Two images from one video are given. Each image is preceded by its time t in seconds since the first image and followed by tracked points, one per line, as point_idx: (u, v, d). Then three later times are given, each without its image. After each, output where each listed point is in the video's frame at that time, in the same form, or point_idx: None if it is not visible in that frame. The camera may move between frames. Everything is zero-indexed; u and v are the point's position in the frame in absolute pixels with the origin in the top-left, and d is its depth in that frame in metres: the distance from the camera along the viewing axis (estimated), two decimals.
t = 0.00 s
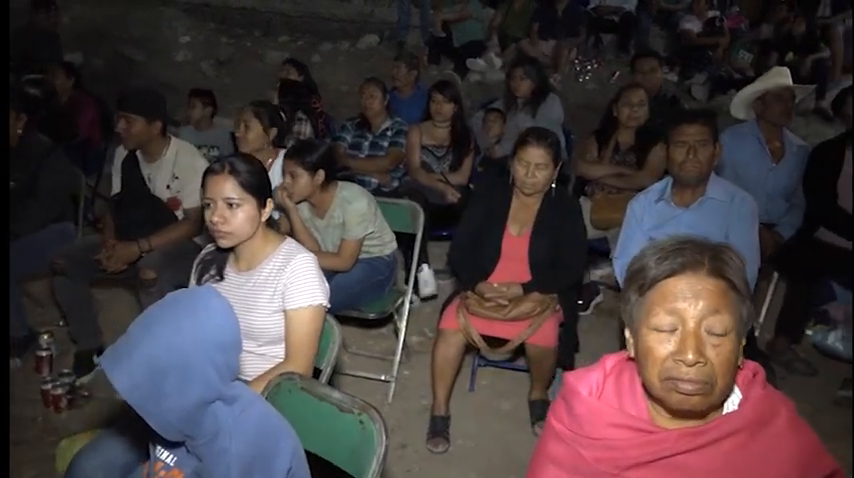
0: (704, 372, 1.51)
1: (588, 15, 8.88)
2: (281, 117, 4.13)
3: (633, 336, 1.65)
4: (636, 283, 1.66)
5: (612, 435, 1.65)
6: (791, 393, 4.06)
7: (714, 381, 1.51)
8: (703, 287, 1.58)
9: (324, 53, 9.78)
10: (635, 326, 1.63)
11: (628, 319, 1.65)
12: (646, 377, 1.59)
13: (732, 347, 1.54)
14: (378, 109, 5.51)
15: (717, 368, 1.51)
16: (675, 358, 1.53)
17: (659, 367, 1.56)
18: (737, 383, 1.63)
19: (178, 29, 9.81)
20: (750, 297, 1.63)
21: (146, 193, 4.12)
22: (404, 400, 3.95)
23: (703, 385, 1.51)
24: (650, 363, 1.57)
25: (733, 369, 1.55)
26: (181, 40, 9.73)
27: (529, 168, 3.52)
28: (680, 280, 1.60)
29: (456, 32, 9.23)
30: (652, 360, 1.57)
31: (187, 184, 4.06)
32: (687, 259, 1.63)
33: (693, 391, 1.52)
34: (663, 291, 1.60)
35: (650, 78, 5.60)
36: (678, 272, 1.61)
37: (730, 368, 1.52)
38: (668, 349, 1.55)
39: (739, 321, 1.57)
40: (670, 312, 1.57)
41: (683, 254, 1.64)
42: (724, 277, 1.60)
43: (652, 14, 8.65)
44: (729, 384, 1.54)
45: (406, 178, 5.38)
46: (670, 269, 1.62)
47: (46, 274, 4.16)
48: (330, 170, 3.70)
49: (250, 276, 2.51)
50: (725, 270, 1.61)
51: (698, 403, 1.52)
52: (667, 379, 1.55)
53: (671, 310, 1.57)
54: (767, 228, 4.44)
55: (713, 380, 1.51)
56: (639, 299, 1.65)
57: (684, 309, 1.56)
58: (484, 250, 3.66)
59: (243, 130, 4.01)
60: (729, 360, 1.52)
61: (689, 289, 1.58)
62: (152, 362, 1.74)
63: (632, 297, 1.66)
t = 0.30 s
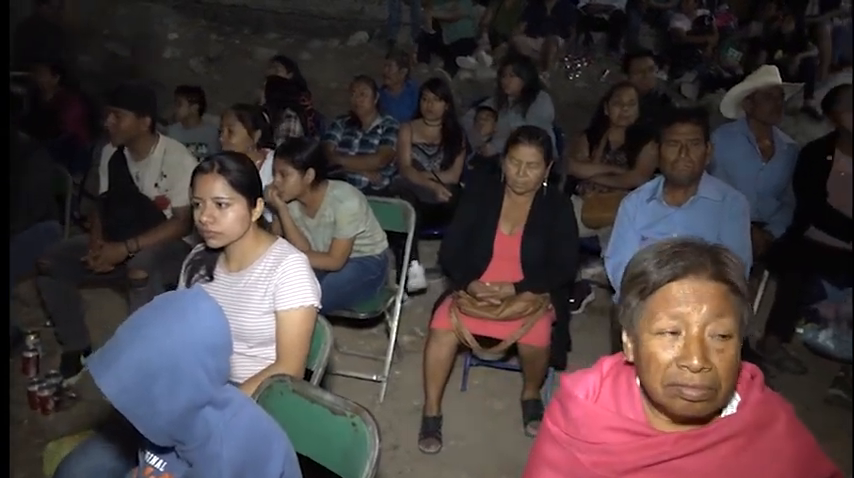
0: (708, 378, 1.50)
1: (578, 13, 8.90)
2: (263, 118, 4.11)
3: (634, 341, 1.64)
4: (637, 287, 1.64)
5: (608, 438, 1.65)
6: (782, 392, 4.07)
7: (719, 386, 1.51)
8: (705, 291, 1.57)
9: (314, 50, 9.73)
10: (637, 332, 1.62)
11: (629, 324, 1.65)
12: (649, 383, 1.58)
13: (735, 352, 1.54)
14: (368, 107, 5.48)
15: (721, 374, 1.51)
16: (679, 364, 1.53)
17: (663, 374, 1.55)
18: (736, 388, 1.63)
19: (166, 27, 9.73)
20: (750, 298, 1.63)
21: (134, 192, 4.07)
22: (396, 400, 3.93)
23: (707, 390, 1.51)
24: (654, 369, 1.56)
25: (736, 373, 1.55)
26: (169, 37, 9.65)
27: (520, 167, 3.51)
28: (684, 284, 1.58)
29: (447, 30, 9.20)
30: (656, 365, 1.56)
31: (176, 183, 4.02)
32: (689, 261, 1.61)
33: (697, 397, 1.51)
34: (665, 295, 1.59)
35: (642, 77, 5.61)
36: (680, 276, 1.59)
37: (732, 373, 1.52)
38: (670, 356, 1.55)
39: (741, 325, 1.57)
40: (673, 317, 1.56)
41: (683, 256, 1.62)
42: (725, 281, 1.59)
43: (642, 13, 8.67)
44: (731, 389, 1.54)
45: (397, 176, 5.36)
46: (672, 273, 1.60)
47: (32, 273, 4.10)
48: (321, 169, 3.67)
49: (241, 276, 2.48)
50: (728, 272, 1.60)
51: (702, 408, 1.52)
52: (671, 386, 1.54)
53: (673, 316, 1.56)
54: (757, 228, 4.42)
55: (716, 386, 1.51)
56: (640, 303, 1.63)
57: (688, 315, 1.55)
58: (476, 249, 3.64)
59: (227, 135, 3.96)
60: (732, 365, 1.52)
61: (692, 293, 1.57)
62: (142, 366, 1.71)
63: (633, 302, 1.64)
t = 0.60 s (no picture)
0: (721, 388, 1.48)
1: (572, 13, 8.90)
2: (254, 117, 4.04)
3: (638, 350, 1.63)
4: (643, 294, 1.62)
5: (606, 447, 1.67)
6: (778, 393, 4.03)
7: (732, 397, 1.48)
8: (715, 298, 1.55)
9: (308, 48, 9.68)
10: (642, 340, 1.60)
11: (633, 331, 1.63)
12: (657, 393, 1.56)
13: (746, 361, 1.51)
14: (361, 105, 5.42)
15: (732, 384, 1.49)
16: (689, 375, 1.50)
17: (672, 385, 1.53)
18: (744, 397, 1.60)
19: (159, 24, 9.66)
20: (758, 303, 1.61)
21: (123, 191, 3.98)
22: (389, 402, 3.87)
23: (720, 402, 1.48)
24: (663, 380, 1.54)
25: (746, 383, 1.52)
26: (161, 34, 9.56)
27: (516, 167, 3.46)
28: (693, 290, 1.56)
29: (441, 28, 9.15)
30: (665, 376, 1.54)
31: (165, 181, 3.93)
32: (697, 268, 1.60)
33: (709, 410, 1.49)
34: (672, 303, 1.58)
35: (637, 77, 5.59)
36: (688, 283, 1.58)
37: (743, 382, 1.50)
38: (678, 366, 1.53)
39: (751, 332, 1.55)
40: (682, 326, 1.54)
41: (692, 262, 1.61)
42: (735, 286, 1.57)
43: (637, 11, 8.84)
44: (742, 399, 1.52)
45: (391, 175, 5.30)
46: (681, 281, 1.58)
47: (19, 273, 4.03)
48: (313, 167, 3.61)
49: (229, 278, 2.41)
50: (738, 278, 1.59)
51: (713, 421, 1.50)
52: (682, 397, 1.52)
53: (681, 324, 1.55)
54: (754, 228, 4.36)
55: (728, 396, 1.48)
56: (646, 310, 1.61)
57: (698, 324, 1.53)
58: (471, 250, 3.59)
59: (217, 134, 3.90)
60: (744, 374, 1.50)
61: (701, 301, 1.55)
62: (122, 374, 1.68)
63: (638, 309, 1.62)
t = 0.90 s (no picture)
0: (734, 408, 1.46)
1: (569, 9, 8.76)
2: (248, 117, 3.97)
3: (645, 368, 1.58)
4: (650, 308, 1.58)
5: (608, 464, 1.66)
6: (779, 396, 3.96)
7: (744, 415, 1.46)
8: (726, 312, 1.51)
9: (303, 45, 9.57)
10: (651, 358, 1.56)
11: (640, 348, 1.58)
12: (667, 414, 1.54)
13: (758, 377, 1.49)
14: (356, 104, 5.33)
15: (744, 401, 1.47)
16: (702, 394, 1.47)
17: (684, 405, 1.50)
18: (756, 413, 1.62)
19: (152, 21, 9.56)
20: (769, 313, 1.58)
21: (113, 192, 3.93)
22: (384, 406, 3.80)
23: (733, 422, 1.47)
24: (674, 400, 1.51)
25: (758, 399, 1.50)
26: (155, 31, 9.46)
27: (512, 166, 3.38)
28: (703, 305, 1.52)
29: (437, 25, 9.04)
30: (675, 396, 1.51)
31: (154, 183, 3.86)
32: (706, 280, 1.55)
33: (720, 429, 1.47)
34: (682, 319, 1.53)
35: (636, 74, 5.52)
36: (698, 296, 1.53)
37: (755, 399, 1.48)
38: (689, 385, 1.49)
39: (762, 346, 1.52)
40: (693, 342, 1.51)
41: (699, 274, 1.57)
42: (745, 298, 1.53)
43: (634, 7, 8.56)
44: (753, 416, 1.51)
45: (386, 174, 5.23)
46: (690, 294, 1.54)
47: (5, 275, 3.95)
48: (306, 167, 3.53)
49: (218, 283, 2.34)
50: (748, 290, 1.55)
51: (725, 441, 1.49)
52: (694, 416, 1.49)
53: (692, 340, 1.50)
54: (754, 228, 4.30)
55: (740, 414, 1.47)
56: (653, 325, 1.57)
57: (709, 340, 1.49)
58: (467, 251, 3.52)
59: (208, 135, 3.83)
60: (756, 390, 1.48)
61: (712, 316, 1.51)
62: (100, 387, 1.57)
63: (645, 323, 1.58)
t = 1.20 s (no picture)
0: (745, 425, 1.43)
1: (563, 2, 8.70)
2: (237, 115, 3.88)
3: (649, 383, 1.55)
4: (654, 320, 1.54)
5: None
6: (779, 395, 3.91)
7: (755, 432, 1.43)
8: (736, 324, 1.47)
9: (294, 42, 9.47)
10: (655, 374, 1.52)
11: (643, 362, 1.55)
12: (674, 431, 1.51)
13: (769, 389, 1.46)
14: (348, 100, 5.26)
15: (756, 417, 1.44)
16: (714, 411, 1.44)
17: (695, 422, 1.47)
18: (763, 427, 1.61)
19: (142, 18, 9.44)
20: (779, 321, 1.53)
21: (100, 194, 3.84)
22: (378, 409, 3.74)
23: (744, 440, 1.44)
24: (683, 417, 1.48)
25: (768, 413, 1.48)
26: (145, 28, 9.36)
27: (506, 164, 3.32)
28: (711, 316, 1.48)
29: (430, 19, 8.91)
30: (684, 413, 1.48)
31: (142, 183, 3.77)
32: (712, 290, 1.51)
33: (731, 448, 1.44)
34: (689, 332, 1.49)
35: (630, 69, 5.46)
36: (705, 307, 1.49)
37: (765, 415, 1.45)
38: (697, 400, 1.46)
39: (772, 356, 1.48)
40: (701, 356, 1.47)
41: (705, 283, 1.53)
42: (754, 308, 1.49)
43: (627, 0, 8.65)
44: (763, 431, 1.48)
45: (378, 172, 5.16)
46: (697, 304, 1.50)
47: None
48: (296, 167, 3.46)
49: (201, 289, 2.27)
50: (757, 298, 1.51)
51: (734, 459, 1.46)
52: (704, 434, 1.46)
53: (700, 353, 1.47)
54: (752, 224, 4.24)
55: (752, 430, 1.44)
56: (658, 338, 1.53)
57: (719, 353, 1.45)
58: (460, 251, 3.45)
59: (196, 136, 3.75)
60: (767, 404, 1.45)
61: (720, 328, 1.47)
62: (75, 399, 1.57)
63: (650, 336, 1.54)
